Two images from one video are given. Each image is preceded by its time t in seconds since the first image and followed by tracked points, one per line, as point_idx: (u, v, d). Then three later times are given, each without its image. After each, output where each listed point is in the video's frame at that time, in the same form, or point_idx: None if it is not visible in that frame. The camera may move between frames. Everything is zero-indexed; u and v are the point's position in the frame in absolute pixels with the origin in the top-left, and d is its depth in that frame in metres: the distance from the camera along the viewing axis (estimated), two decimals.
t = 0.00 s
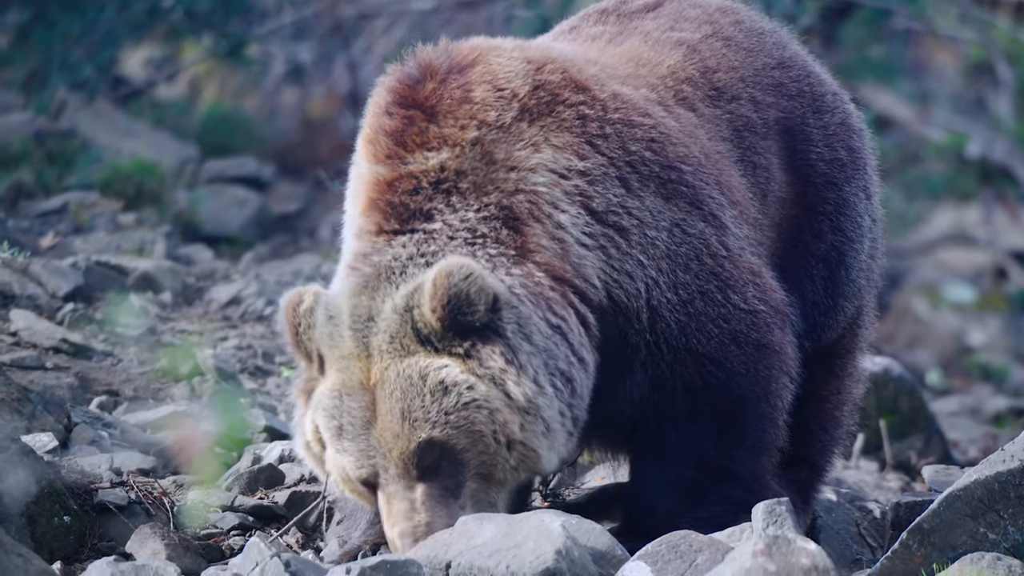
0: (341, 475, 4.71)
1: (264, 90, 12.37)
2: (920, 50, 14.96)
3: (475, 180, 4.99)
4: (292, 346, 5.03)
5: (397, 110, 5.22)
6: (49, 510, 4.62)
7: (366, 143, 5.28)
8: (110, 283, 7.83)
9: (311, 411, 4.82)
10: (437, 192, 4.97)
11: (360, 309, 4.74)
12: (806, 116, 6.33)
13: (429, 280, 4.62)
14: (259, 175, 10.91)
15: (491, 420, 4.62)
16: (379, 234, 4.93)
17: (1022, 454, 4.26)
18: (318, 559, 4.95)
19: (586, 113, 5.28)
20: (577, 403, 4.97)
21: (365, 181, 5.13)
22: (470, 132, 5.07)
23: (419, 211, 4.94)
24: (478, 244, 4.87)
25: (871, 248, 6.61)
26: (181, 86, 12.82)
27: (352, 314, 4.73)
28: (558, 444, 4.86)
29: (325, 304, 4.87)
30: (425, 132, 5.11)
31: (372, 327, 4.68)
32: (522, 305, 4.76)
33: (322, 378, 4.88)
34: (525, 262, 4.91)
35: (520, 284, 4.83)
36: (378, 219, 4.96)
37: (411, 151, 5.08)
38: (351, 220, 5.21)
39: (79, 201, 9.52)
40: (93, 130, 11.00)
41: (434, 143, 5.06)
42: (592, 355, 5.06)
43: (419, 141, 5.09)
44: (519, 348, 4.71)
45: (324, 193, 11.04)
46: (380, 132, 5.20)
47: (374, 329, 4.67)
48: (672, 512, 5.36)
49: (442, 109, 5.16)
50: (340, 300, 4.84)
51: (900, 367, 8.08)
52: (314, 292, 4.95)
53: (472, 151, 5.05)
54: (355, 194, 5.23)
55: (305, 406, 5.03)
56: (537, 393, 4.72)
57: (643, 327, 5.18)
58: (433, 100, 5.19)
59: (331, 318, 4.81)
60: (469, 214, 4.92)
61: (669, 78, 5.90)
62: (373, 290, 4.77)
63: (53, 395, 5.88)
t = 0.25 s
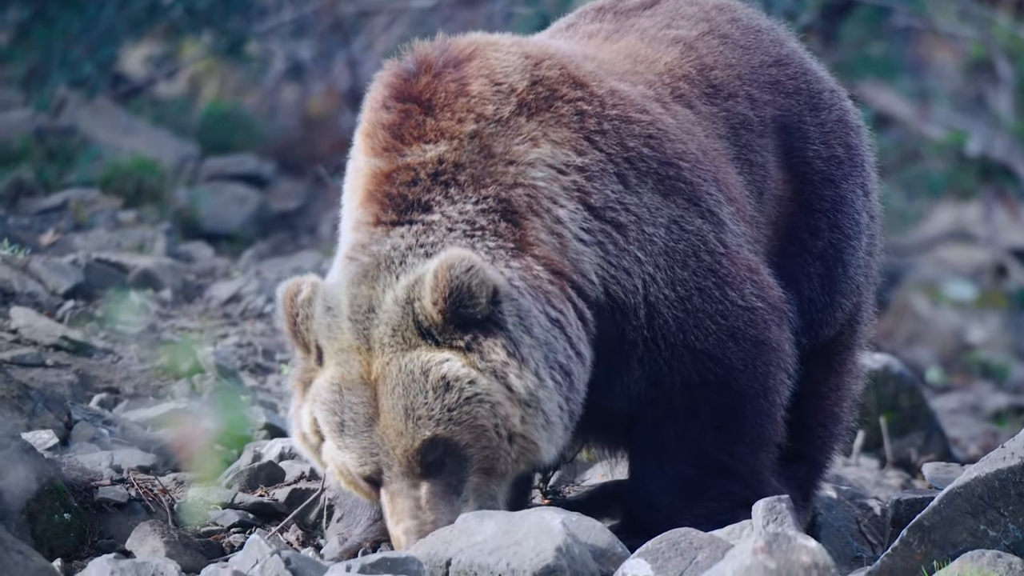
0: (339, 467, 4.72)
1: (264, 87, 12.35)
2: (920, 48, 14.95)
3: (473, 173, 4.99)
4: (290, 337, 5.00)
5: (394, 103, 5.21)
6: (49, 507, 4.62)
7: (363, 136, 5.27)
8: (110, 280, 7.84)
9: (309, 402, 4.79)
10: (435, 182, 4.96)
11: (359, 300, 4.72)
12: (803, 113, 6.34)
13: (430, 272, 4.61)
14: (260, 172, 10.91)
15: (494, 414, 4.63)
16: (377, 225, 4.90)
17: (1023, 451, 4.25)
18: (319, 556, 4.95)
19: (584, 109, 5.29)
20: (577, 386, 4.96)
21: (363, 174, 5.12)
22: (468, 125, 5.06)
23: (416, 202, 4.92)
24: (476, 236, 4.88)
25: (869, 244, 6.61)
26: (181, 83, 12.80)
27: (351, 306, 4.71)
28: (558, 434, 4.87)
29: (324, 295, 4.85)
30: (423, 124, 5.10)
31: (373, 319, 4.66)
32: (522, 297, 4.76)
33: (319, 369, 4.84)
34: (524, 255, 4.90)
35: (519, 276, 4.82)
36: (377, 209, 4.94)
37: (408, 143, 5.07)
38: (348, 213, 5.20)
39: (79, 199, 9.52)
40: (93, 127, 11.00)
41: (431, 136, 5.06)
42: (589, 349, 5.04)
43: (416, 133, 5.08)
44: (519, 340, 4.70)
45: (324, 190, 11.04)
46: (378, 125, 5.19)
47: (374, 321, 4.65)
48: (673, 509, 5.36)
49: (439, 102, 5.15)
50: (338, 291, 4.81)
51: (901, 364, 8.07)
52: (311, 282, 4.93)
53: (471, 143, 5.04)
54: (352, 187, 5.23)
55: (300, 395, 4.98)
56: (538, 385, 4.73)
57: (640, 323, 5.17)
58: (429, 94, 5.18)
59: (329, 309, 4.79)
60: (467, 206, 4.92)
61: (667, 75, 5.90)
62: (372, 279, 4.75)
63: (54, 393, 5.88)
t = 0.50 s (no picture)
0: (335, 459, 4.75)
1: (264, 86, 12.28)
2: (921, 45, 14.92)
3: (475, 164, 4.98)
4: (285, 325, 4.97)
5: (396, 95, 5.21)
6: (49, 505, 4.62)
7: (364, 128, 5.27)
8: (110, 279, 7.81)
9: (306, 393, 4.75)
10: (438, 171, 4.96)
11: (357, 291, 4.68)
12: (801, 112, 6.34)
13: (430, 266, 4.58)
14: (260, 170, 10.91)
15: (494, 410, 4.62)
16: (380, 210, 4.90)
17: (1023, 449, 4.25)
18: (319, 555, 4.96)
19: (585, 105, 5.29)
20: (573, 385, 4.98)
21: (364, 163, 5.12)
22: (471, 117, 5.06)
23: (420, 188, 4.93)
24: (479, 227, 4.87)
25: (867, 242, 6.61)
26: (182, 81, 12.80)
27: (349, 298, 4.67)
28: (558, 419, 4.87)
29: (321, 285, 4.81)
30: (426, 114, 5.09)
31: (372, 312, 4.63)
32: (522, 290, 4.77)
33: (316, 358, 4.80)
34: (523, 247, 4.90)
35: (518, 269, 4.82)
36: (378, 194, 4.94)
37: (410, 133, 5.07)
38: (347, 202, 5.19)
39: (79, 196, 9.51)
40: (93, 125, 10.99)
41: (434, 126, 5.05)
42: (584, 342, 5.03)
43: (419, 123, 5.07)
44: (519, 333, 4.70)
45: (325, 188, 11.04)
46: (379, 115, 5.19)
47: (374, 316, 4.61)
48: (672, 507, 5.36)
49: (443, 93, 5.14)
50: (336, 281, 4.77)
51: (901, 362, 8.06)
52: (307, 270, 4.90)
53: (473, 136, 5.04)
54: (352, 177, 5.22)
55: (295, 382, 4.92)
56: (535, 378, 4.73)
57: (637, 319, 5.17)
58: (433, 84, 5.18)
59: (326, 301, 4.75)
60: (471, 195, 4.92)
61: (666, 73, 5.90)
62: (373, 268, 4.72)
63: (54, 391, 5.88)
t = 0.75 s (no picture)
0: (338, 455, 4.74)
1: (265, 83, 12.31)
2: (921, 43, 14.90)
3: (476, 160, 4.98)
4: (283, 321, 4.98)
5: (398, 90, 5.21)
6: (50, 503, 4.62)
7: (364, 123, 5.27)
8: (111, 276, 7.80)
9: (307, 390, 4.77)
10: (439, 166, 4.96)
11: (356, 289, 4.69)
12: (801, 111, 6.34)
13: (428, 262, 4.56)
14: (260, 167, 10.91)
15: (496, 406, 4.62)
16: (381, 203, 4.90)
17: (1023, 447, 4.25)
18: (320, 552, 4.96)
19: (585, 103, 5.29)
20: (574, 376, 4.97)
21: (364, 157, 5.11)
22: (472, 113, 5.06)
23: (420, 181, 4.93)
24: (479, 222, 4.86)
25: (866, 241, 6.60)
26: (182, 78, 12.79)
27: (347, 298, 4.67)
28: (559, 417, 4.84)
29: (319, 284, 4.81)
30: (427, 110, 5.09)
31: (372, 311, 4.63)
32: (519, 284, 4.74)
33: (316, 356, 4.80)
34: (522, 244, 4.89)
35: (518, 264, 4.81)
36: (381, 187, 4.94)
37: (412, 127, 5.07)
38: (347, 196, 5.19)
39: (80, 194, 9.51)
40: (94, 122, 10.99)
41: (435, 122, 5.05)
42: (581, 336, 5.01)
43: (420, 118, 5.07)
44: (518, 329, 4.69)
45: (325, 186, 11.05)
46: (380, 111, 5.19)
47: (373, 314, 4.62)
48: (672, 504, 5.37)
49: (444, 90, 5.14)
50: (335, 279, 4.77)
51: (901, 360, 8.07)
52: (303, 267, 4.89)
53: (474, 132, 5.03)
54: (351, 172, 5.22)
55: (294, 378, 4.93)
56: (535, 370, 4.71)
57: (635, 318, 5.18)
58: (434, 81, 5.17)
59: (325, 300, 4.75)
60: (472, 191, 4.91)
61: (667, 72, 5.90)
62: (371, 265, 4.72)
63: (55, 388, 5.88)
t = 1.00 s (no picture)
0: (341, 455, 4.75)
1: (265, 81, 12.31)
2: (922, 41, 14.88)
3: (476, 160, 4.97)
4: (286, 322, 4.93)
5: (397, 90, 5.20)
6: (50, 501, 4.62)
7: (364, 123, 5.26)
8: (111, 274, 7.79)
9: (310, 389, 4.74)
10: (438, 166, 4.94)
11: (359, 288, 4.65)
12: (801, 110, 6.34)
13: (429, 261, 4.54)
14: (261, 166, 10.92)
15: (500, 404, 4.62)
16: (379, 204, 4.89)
17: None
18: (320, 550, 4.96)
19: (585, 103, 5.30)
20: (575, 372, 4.96)
21: (364, 157, 5.10)
22: (472, 113, 5.06)
23: (420, 182, 4.91)
24: (480, 222, 4.84)
25: (865, 239, 6.60)
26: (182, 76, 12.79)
27: (349, 296, 4.63)
28: (562, 411, 4.84)
29: (321, 284, 4.75)
30: (426, 111, 5.09)
31: (375, 309, 4.60)
32: (521, 282, 4.71)
33: (319, 356, 4.77)
34: (523, 243, 4.87)
35: (521, 263, 4.79)
36: (379, 187, 4.93)
37: (411, 128, 5.06)
38: (347, 196, 5.18)
39: (80, 192, 9.51)
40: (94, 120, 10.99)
41: (435, 122, 5.05)
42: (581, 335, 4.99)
43: (419, 119, 5.07)
44: (522, 327, 4.66)
45: (325, 184, 11.05)
46: (379, 111, 5.19)
47: (377, 313, 4.58)
48: (672, 502, 5.37)
49: (444, 90, 5.14)
50: (337, 278, 4.73)
51: (902, 359, 8.06)
52: (304, 268, 4.83)
53: (473, 132, 5.03)
54: (350, 172, 5.20)
55: (298, 377, 4.90)
56: (539, 368, 4.70)
57: (634, 318, 5.18)
58: (433, 81, 5.17)
59: (327, 300, 4.71)
60: (472, 190, 4.90)
61: (666, 72, 5.90)
62: (372, 265, 4.69)
63: (55, 386, 5.88)
